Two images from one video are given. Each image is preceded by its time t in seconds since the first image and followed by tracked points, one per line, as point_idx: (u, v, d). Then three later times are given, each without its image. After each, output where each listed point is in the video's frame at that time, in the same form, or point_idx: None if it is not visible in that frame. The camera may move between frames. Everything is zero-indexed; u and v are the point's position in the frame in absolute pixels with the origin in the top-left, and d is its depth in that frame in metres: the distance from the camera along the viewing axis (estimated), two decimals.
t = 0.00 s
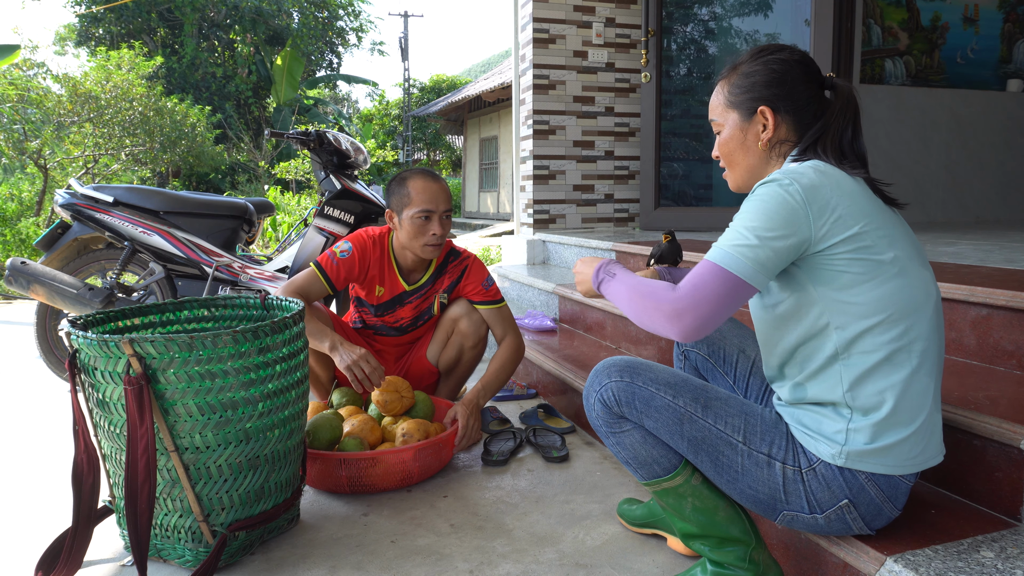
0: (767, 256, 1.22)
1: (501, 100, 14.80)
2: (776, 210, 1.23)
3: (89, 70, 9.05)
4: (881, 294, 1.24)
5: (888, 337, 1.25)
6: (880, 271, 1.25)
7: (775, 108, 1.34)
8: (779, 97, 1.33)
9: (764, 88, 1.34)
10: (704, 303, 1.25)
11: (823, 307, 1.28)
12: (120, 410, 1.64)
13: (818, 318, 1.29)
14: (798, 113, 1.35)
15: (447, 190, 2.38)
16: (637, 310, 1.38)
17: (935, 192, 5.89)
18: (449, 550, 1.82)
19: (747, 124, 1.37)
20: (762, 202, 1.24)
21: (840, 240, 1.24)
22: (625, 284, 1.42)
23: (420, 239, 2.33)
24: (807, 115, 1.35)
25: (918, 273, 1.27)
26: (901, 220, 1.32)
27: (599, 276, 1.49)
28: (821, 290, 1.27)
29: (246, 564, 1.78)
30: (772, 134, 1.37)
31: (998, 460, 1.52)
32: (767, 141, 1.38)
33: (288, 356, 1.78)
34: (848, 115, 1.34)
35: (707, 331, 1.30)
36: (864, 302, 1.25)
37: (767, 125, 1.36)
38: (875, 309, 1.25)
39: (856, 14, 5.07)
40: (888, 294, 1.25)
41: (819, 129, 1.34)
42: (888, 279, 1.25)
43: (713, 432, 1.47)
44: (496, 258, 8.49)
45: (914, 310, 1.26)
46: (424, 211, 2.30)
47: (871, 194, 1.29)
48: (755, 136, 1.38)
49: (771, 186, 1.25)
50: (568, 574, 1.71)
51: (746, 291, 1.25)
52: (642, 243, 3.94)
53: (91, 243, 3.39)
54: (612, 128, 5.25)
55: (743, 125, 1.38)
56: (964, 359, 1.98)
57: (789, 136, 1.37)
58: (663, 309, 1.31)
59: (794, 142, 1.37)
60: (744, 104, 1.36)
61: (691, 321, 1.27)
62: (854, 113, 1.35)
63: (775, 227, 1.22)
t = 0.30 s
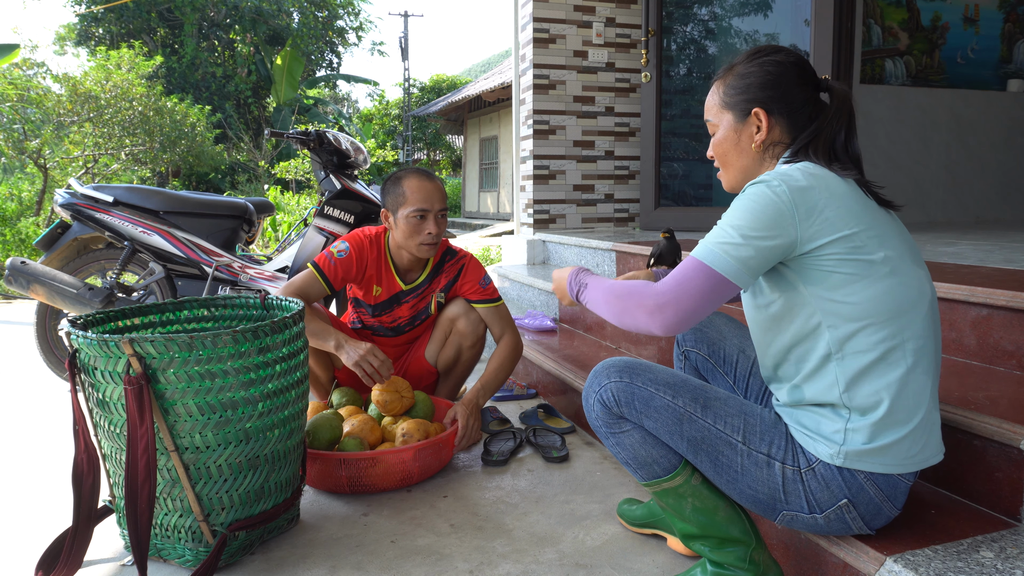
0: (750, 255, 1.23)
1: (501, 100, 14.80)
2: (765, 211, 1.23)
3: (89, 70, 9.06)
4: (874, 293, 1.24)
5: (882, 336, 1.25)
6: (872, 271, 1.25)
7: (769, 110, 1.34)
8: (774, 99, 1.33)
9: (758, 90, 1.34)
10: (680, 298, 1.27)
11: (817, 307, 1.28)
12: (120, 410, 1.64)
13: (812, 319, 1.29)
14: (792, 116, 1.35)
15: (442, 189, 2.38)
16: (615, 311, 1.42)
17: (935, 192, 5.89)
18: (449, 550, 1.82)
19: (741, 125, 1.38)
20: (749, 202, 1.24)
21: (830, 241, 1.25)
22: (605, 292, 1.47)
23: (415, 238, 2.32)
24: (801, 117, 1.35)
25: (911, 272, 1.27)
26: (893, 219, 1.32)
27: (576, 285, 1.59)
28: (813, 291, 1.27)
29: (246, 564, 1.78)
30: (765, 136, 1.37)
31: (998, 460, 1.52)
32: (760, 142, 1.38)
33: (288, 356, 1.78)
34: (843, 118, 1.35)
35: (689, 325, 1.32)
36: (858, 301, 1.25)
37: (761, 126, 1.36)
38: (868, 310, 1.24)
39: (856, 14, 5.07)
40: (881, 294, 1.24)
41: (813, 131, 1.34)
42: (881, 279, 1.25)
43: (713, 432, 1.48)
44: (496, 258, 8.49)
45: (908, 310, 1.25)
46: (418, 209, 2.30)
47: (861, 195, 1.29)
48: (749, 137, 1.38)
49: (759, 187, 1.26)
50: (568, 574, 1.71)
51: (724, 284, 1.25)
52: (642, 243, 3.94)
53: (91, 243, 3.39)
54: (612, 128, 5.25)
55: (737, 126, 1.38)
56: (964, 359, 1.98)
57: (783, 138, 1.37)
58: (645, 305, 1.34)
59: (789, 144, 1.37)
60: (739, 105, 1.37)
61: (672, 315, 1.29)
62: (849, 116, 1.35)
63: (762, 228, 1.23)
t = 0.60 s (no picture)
0: (716, 264, 1.29)
1: (501, 100, 14.80)
2: (730, 219, 1.28)
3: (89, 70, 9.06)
4: (852, 292, 1.26)
5: (863, 333, 1.26)
6: (848, 270, 1.27)
7: (753, 118, 1.36)
8: (758, 106, 1.35)
9: (744, 98, 1.35)
10: (651, 297, 1.36)
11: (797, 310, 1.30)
12: (120, 410, 1.64)
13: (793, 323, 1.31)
14: (776, 124, 1.36)
15: (444, 189, 2.38)
16: (594, 317, 1.51)
17: (935, 192, 5.89)
18: (449, 550, 1.82)
19: (726, 131, 1.39)
20: (714, 213, 1.30)
21: (801, 244, 1.28)
22: (580, 303, 1.56)
23: (416, 238, 2.33)
24: (785, 126, 1.37)
25: (890, 268, 1.28)
26: (871, 219, 1.33)
27: (556, 303, 1.66)
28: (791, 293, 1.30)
29: (245, 564, 1.77)
30: (749, 143, 1.39)
31: (998, 460, 1.52)
32: (744, 149, 1.40)
33: (288, 356, 1.78)
34: (827, 127, 1.36)
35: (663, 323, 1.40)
36: (837, 300, 1.26)
37: (745, 133, 1.38)
38: (848, 308, 1.26)
39: (856, 14, 5.07)
40: (860, 292, 1.26)
41: (795, 139, 1.35)
42: (857, 277, 1.26)
43: (712, 431, 1.48)
44: (496, 258, 8.49)
45: (889, 307, 1.26)
46: (420, 209, 2.30)
47: (834, 200, 1.31)
48: (733, 143, 1.40)
49: (725, 198, 1.30)
50: (567, 574, 1.71)
51: (692, 290, 1.33)
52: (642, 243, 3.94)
53: (91, 243, 3.39)
54: (612, 129, 5.25)
55: (722, 132, 1.40)
56: (964, 359, 1.98)
57: (766, 145, 1.39)
58: (619, 308, 1.43)
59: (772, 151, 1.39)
60: (725, 111, 1.38)
61: (645, 314, 1.39)
62: (833, 125, 1.36)
63: (728, 236, 1.28)
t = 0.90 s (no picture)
0: (688, 274, 1.32)
1: (501, 101, 14.80)
2: (698, 232, 1.30)
3: (89, 70, 9.07)
4: (825, 292, 1.27)
5: (839, 332, 1.27)
6: (822, 270, 1.27)
7: (732, 127, 1.38)
8: (736, 116, 1.37)
9: (724, 107, 1.37)
10: (629, 297, 1.42)
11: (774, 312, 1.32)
12: (120, 410, 1.65)
13: (773, 326, 1.33)
14: (755, 133, 1.38)
15: (460, 197, 2.35)
16: (573, 324, 1.55)
17: (935, 193, 5.89)
18: (449, 550, 1.82)
19: (707, 140, 1.41)
20: (683, 226, 1.33)
21: (771, 248, 1.29)
22: (558, 314, 1.60)
23: (428, 244, 2.33)
24: (763, 134, 1.38)
25: (865, 264, 1.28)
26: (847, 214, 1.33)
27: (537, 321, 1.69)
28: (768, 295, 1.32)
29: (246, 564, 1.78)
30: (730, 151, 1.41)
31: (998, 460, 1.52)
32: (725, 156, 1.41)
33: (288, 356, 1.78)
34: (804, 134, 1.36)
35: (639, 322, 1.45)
36: (811, 301, 1.28)
37: (725, 141, 1.40)
38: (821, 308, 1.27)
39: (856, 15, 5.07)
40: (833, 291, 1.27)
41: (773, 146, 1.36)
42: (831, 277, 1.27)
43: (709, 430, 1.48)
44: (496, 258, 8.49)
45: (864, 304, 1.27)
46: (432, 216, 2.29)
47: (805, 205, 1.30)
48: (714, 151, 1.42)
49: (694, 210, 1.33)
50: (567, 574, 1.71)
51: (663, 294, 1.38)
52: (642, 243, 3.94)
53: (91, 243, 3.39)
54: (612, 129, 5.25)
55: (703, 140, 1.41)
56: (964, 359, 1.98)
57: (746, 154, 1.40)
58: (598, 310, 1.48)
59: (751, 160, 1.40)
60: (706, 120, 1.40)
61: (623, 314, 1.44)
62: (811, 132, 1.36)
63: (698, 246, 1.30)
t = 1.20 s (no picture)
0: (682, 277, 1.33)
1: (501, 101, 14.81)
2: (690, 235, 1.31)
3: (90, 70, 9.07)
4: (818, 292, 1.27)
5: (831, 331, 1.27)
6: (814, 270, 1.27)
7: (721, 131, 1.38)
8: (723, 121, 1.37)
9: (711, 113, 1.38)
10: (621, 299, 1.42)
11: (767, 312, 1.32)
12: (120, 410, 1.65)
13: (767, 326, 1.34)
14: (744, 136, 1.38)
15: (480, 211, 2.29)
16: (566, 327, 1.55)
17: (935, 193, 5.90)
18: (449, 550, 1.82)
19: (697, 145, 1.42)
20: (676, 229, 1.33)
21: (763, 249, 1.29)
22: (551, 317, 1.60)
23: (442, 254, 2.29)
24: (752, 136, 1.38)
25: (857, 263, 1.28)
26: (838, 213, 1.33)
27: (531, 327, 1.68)
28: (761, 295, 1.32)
29: (245, 564, 1.78)
30: (721, 155, 1.41)
31: (998, 461, 1.52)
32: (717, 160, 1.42)
33: (288, 356, 1.78)
34: (793, 132, 1.36)
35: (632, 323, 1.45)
36: (804, 301, 1.28)
37: (716, 146, 1.40)
38: (814, 308, 1.27)
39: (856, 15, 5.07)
40: (826, 291, 1.27)
41: (762, 147, 1.35)
42: (823, 276, 1.27)
43: (708, 429, 1.48)
44: (496, 258, 8.49)
45: (857, 303, 1.27)
46: (450, 228, 2.24)
47: (797, 205, 1.30)
48: (705, 156, 1.42)
49: (686, 213, 1.33)
50: (567, 574, 1.71)
51: (656, 296, 1.38)
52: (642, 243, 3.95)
53: (91, 243, 3.39)
54: (612, 129, 5.25)
55: (693, 147, 1.42)
56: (964, 359, 1.99)
57: (737, 157, 1.40)
58: (591, 312, 1.48)
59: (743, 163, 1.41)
60: (694, 127, 1.41)
61: (616, 316, 1.44)
62: (799, 130, 1.36)
63: (691, 249, 1.31)
